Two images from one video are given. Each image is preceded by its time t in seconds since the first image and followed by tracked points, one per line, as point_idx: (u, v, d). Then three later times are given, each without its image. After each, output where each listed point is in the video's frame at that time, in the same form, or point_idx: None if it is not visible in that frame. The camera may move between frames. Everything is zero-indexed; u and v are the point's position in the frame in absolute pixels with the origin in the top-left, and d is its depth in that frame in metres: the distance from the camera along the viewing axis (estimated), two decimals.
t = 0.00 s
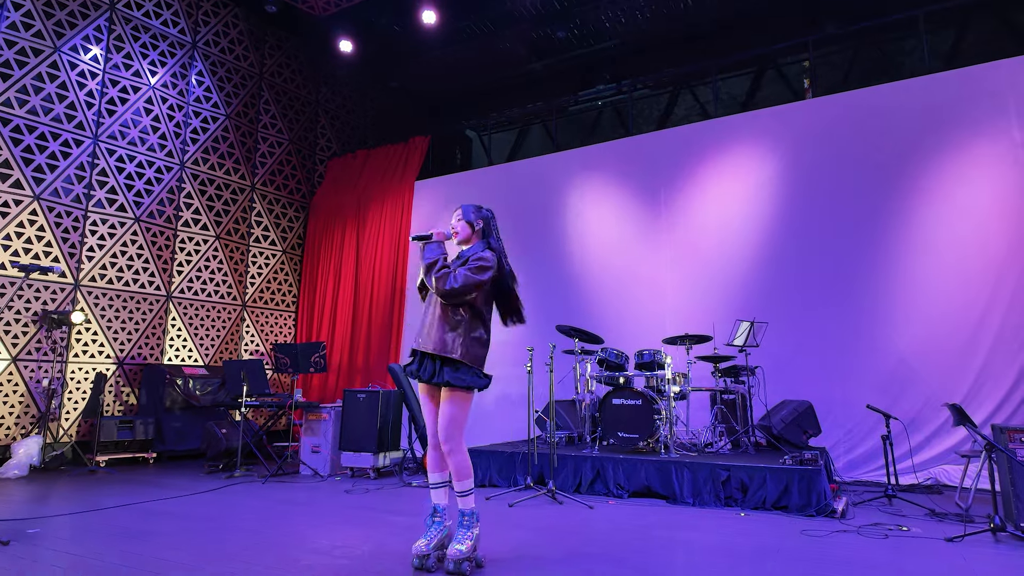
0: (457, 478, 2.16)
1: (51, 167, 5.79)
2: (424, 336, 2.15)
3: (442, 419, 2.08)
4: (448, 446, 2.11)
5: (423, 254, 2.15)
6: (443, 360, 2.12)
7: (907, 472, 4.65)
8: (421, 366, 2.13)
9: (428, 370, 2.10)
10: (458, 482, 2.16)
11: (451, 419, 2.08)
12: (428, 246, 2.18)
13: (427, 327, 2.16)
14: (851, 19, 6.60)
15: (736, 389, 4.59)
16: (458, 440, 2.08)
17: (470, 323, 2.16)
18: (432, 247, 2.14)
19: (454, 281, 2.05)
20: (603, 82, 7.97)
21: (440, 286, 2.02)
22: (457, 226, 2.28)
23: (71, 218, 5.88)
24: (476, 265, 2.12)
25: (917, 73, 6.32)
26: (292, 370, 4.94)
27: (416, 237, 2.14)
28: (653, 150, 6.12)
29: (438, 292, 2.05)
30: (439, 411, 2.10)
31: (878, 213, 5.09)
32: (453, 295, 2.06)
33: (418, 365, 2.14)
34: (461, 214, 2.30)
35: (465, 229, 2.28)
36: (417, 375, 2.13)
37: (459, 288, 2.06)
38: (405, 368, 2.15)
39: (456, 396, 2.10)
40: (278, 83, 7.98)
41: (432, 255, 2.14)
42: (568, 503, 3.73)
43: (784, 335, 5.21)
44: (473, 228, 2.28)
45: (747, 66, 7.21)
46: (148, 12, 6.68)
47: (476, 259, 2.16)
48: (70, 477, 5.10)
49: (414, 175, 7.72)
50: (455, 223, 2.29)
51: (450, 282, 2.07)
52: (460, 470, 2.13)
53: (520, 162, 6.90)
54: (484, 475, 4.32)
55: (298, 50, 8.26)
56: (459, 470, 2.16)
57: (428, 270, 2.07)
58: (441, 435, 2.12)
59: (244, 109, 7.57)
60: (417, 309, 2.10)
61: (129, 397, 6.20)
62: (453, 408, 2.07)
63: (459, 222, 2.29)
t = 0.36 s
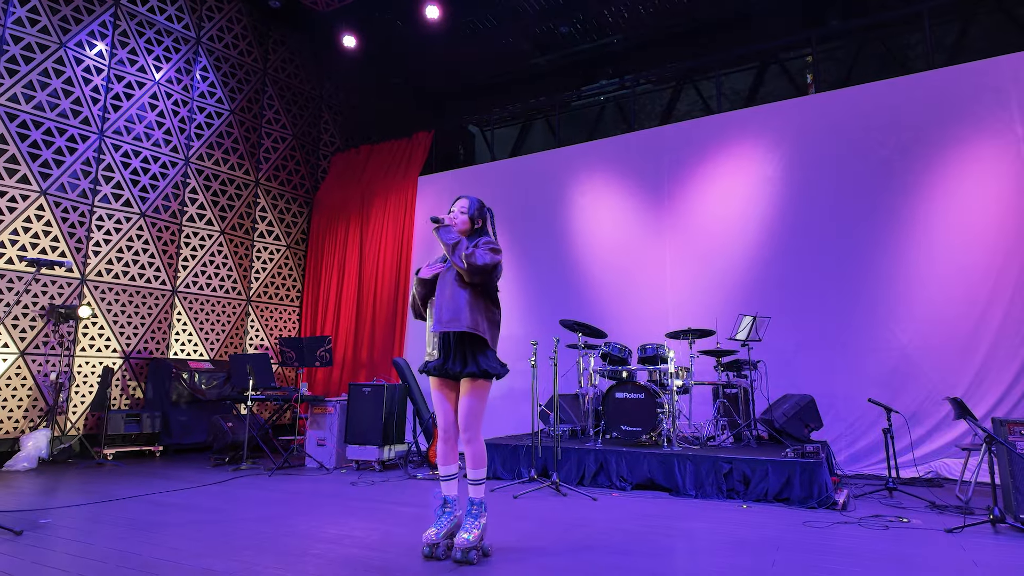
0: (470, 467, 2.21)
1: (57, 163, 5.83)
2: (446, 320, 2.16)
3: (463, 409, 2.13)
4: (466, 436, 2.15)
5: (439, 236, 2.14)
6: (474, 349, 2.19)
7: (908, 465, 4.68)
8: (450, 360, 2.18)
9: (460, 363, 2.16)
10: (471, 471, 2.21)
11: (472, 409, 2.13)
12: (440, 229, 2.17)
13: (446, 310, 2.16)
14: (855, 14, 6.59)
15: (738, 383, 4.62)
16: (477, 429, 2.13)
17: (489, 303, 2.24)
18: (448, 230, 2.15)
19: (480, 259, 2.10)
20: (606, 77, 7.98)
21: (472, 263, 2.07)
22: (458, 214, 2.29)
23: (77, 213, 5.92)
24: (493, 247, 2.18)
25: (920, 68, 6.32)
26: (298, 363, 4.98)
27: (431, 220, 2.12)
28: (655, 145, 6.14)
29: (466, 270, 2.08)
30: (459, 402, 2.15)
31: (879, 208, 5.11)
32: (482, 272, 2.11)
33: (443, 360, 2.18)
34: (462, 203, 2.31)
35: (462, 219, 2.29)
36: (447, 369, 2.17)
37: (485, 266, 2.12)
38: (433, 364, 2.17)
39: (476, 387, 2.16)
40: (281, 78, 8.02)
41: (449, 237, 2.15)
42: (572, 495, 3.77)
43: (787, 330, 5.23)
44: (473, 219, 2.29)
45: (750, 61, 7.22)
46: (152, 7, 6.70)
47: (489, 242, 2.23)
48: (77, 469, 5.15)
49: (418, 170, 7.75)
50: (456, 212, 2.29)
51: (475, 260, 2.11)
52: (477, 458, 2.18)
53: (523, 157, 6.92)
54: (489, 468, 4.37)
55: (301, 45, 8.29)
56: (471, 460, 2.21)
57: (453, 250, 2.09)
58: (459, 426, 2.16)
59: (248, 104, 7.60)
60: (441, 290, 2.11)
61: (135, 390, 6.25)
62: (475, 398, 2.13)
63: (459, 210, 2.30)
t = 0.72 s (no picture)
0: (482, 461, 2.23)
1: (64, 160, 5.86)
2: (456, 324, 2.21)
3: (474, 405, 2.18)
4: (477, 431, 2.20)
5: (457, 244, 2.18)
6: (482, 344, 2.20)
7: (910, 461, 4.72)
8: (458, 355, 2.18)
9: (470, 356, 2.17)
10: (483, 464, 2.23)
11: (483, 404, 2.18)
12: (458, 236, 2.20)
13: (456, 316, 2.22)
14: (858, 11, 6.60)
15: (741, 380, 4.66)
16: (489, 424, 2.19)
17: (497, 311, 2.29)
18: (466, 239, 2.18)
19: (494, 275, 2.14)
20: (609, 74, 7.99)
21: (485, 279, 2.10)
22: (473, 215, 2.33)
23: (84, 210, 5.95)
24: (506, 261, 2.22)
25: (924, 66, 6.34)
26: (304, 360, 5.02)
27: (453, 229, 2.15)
28: (660, 143, 6.16)
29: (478, 284, 2.12)
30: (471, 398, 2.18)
31: (883, 206, 5.13)
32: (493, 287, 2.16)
33: (451, 353, 2.19)
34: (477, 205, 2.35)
35: (481, 219, 2.33)
36: (455, 364, 2.18)
37: (498, 280, 2.16)
38: (441, 357, 2.18)
39: (486, 382, 2.20)
40: (285, 75, 8.04)
41: (465, 246, 2.18)
42: (577, 490, 3.82)
43: (790, 327, 5.27)
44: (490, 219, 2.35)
45: (752, 59, 7.24)
46: (158, 4, 6.71)
47: (501, 253, 2.26)
48: (86, 464, 5.20)
49: (422, 167, 7.76)
50: (473, 213, 2.33)
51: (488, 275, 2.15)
52: (488, 453, 2.21)
53: (527, 154, 6.94)
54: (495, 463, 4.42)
55: (305, 43, 8.30)
56: (481, 455, 2.23)
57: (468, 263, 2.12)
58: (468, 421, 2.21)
59: (252, 102, 7.62)
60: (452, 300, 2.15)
61: (142, 386, 6.30)
62: (488, 392, 2.17)
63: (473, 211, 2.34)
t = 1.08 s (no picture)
0: (484, 462, 2.28)
1: (71, 159, 5.90)
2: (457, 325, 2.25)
3: (468, 406, 2.20)
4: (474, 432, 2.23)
5: (457, 242, 2.25)
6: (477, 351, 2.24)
7: (907, 458, 4.80)
8: (454, 358, 2.24)
9: (463, 360, 2.21)
10: (483, 465, 2.28)
11: (478, 407, 2.20)
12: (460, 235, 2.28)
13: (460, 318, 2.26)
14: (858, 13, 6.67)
15: (741, 378, 4.74)
16: (485, 428, 2.20)
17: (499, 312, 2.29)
18: (467, 237, 2.25)
19: (490, 272, 2.16)
20: (610, 74, 8.07)
21: (478, 276, 2.13)
22: (486, 218, 2.41)
23: (91, 209, 5.99)
24: (506, 258, 2.22)
25: (922, 67, 6.41)
26: (310, 358, 5.09)
27: (452, 228, 2.24)
28: (661, 144, 6.22)
29: (474, 281, 2.15)
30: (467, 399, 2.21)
31: (882, 207, 5.21)
32: (489, 284, 2.17)
33: (451, 356, 2.26)
34: (489, 208, 2.43)
35: (493, 221, 2.41)
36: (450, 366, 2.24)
37: (493, 278, 2.17)
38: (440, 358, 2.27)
39: (484, 386, 2.22)
40: (288, 75, 8.08)
41: (464, 244, 2.24)
42: (581, 487, 3.89)
43: (790, 327, 5.34)
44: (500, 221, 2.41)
45: (752, 59, 7.31)
46: (163, 4, 6.75)
47: (506, 252, 2.27)
48: (94, 461, 5.26)
49: (425, 167, 7.81)
50: (484, 216, 2.41)
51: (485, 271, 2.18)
52: (486, 455, 2.25)
53: (530, 155, 7.00)
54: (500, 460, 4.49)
55: (308, 42, 8.33)
56: (485, 455, 2.27)
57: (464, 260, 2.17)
58: (468, 421, 2.25)
59: (256, 101, 7.66)
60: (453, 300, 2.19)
61: (148, 384, 6.35)
62: (480, 396, 2.19)
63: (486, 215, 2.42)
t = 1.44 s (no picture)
0: (496, 462, 2.42)
1: (68, 161, 5.91)
2: (474, 332, 2.35)
3: (484, 409, 2.30)
4: (490, 434, 2.34)
5: (473, 257, 2.32)
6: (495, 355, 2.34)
7: (889, 460, 5.00)
8: (472, 362, 2.32)
9: (482, 365, 2.30)
10: (497, 466, 2.42)
11: (494, 410, 2.30)
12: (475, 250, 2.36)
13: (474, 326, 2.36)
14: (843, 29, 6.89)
15: (731, 382, 4.89)
16: (500, 430, 2.32)
17: (513, 320, 2.42)
18: (482, 252, 2.33)
19: (506, 285, 2.26)
20: (601, 82, 8.25)
21: (497, 289, 2.23)
22: (493, 229, 2.51)
23: (87, 211, 6.01)
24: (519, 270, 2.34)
25: (904, 82, 6.65)
26: (310, 361, 5.17)
27: (469, 243, 2.31)
28: (653, 153, 6.38)
29: (492, 294, 2.25)
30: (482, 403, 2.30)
31: (866, 218, 5.40)
32: (506, 295, 2.28)
33: (466, 361, 2.34)
34: (495, 220, 2.54)
35: (499, 233, 2.51)
36: (468, 371, 2.32)
37: (511, 289, 2.28)
38: (456, 364, 2.33)
39: (499, 388, 2.32)
40: (284, 78, 8.13)
41: (480, 258, 2.32)
42: (578, 488, 4.01)
43: (777, 332, 5.52)
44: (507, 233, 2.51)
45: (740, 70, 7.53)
46: (161, 7, 6.77)
47: (516, 263, 2.39)
48: (91, 463, 5.28)
49: (420, 171, 7.88)
50: (492, 227, 2.51)
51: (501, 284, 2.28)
52: (501, 456, 2.39)
53: (524, 162, 7.12)
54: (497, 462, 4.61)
55: (304, 45, 8.38)
56: (498, 455, 2.41)
57: (482, 274, 2.26)
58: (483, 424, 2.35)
59: (252, 104, 7.70)
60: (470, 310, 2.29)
61: (143, 385, 6.37)
62: (497, 400, 2.30)
63: (492, 226, 2.52)
